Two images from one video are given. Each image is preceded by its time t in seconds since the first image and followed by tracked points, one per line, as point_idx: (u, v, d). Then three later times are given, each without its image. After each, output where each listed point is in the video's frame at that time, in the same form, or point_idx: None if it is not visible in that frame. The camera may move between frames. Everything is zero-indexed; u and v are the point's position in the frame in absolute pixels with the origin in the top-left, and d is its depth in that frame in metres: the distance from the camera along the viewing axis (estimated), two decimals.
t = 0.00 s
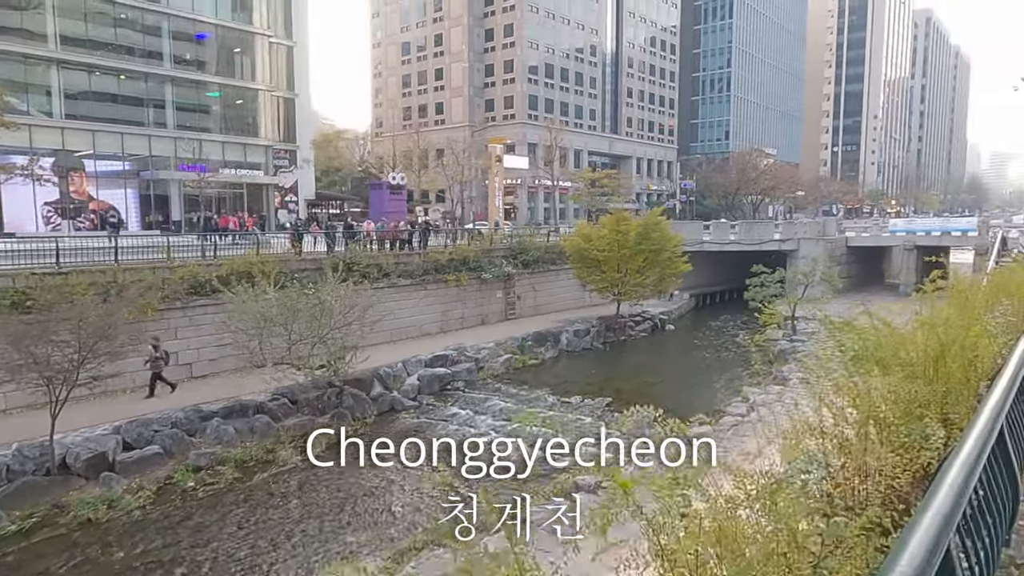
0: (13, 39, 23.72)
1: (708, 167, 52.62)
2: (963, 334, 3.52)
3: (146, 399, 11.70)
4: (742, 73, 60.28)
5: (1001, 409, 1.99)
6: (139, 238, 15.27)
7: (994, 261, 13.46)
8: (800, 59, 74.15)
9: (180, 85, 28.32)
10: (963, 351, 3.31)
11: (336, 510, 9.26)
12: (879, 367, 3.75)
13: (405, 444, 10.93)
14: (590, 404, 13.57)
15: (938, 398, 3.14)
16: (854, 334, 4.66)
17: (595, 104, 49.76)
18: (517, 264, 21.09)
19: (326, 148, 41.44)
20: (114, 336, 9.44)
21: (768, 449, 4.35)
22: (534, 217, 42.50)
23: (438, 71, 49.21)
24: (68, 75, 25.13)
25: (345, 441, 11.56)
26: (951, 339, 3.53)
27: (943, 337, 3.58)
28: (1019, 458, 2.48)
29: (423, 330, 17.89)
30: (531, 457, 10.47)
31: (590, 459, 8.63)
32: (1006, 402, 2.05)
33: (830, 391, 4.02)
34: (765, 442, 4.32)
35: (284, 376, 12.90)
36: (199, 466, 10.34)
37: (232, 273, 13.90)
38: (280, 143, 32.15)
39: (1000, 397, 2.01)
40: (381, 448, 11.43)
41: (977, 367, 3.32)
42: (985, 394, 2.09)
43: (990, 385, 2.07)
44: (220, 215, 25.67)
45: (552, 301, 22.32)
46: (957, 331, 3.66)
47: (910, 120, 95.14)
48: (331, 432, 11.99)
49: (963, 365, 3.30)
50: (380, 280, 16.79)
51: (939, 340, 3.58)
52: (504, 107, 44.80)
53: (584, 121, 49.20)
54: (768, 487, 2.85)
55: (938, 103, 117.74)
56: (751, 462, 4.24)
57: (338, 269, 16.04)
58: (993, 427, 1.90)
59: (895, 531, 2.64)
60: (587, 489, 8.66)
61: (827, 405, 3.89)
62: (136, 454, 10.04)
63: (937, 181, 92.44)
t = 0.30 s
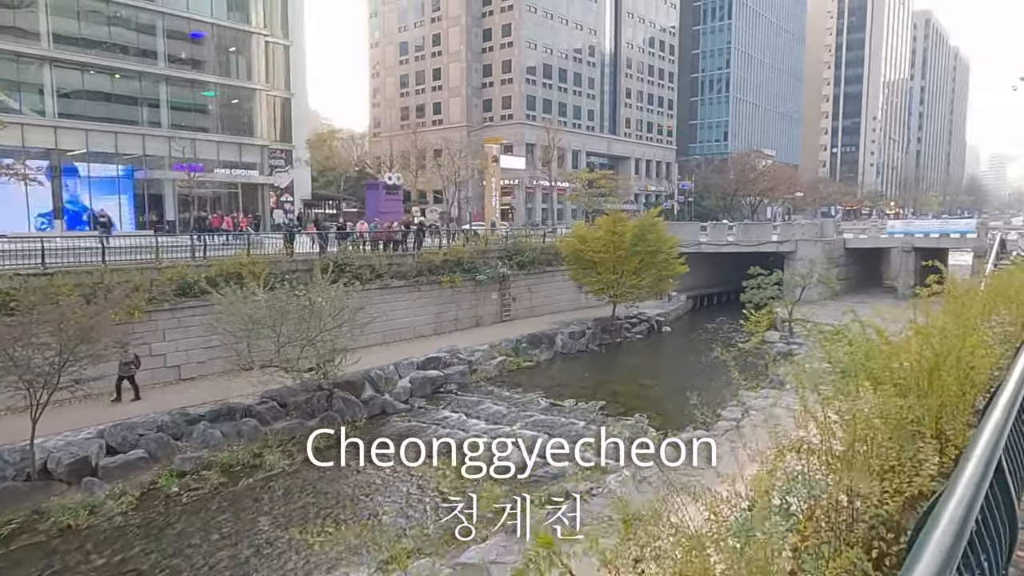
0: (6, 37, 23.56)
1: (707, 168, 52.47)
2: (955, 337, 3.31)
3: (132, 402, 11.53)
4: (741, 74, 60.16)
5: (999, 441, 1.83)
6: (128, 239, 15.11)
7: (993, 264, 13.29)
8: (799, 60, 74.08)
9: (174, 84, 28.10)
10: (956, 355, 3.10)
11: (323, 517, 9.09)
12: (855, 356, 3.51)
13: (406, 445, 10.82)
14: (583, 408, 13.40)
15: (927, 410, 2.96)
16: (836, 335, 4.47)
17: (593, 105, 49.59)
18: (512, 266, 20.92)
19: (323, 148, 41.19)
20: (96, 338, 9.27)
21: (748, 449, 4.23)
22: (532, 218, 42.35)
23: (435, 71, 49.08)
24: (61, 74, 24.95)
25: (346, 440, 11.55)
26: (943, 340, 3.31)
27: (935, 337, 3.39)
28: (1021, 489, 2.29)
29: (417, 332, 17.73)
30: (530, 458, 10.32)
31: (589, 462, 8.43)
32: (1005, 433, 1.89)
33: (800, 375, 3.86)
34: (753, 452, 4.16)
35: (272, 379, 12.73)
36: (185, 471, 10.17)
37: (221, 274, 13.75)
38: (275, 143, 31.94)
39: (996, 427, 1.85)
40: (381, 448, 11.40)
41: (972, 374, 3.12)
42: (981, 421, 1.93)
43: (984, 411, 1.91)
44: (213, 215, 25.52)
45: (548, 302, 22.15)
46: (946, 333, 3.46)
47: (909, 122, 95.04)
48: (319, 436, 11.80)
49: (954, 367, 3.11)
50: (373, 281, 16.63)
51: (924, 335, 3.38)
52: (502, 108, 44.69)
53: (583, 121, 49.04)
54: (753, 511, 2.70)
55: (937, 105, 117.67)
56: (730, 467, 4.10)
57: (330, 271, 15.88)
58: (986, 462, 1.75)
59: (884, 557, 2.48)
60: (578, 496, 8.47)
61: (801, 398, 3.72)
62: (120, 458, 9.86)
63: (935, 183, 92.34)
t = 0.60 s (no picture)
0: None
1: (702, 165, 52.35)
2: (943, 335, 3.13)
3: (114, 404, 11.35)
4: (736, 70, 59.98)
5: (985, 456, 1.66)
6: (114, 237, 14.90)
7: (985, 261, 13.22)
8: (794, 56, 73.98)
9: (163, 81, 27.78)
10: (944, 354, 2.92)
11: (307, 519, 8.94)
12: (837, 355, 3.33)
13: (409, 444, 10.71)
14: (574, 408, 13.27)
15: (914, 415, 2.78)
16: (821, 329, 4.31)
17: (588, 101, 49.38)
18: (504, 263, 20.75)
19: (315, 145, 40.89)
20: (73, 340, 9.07)
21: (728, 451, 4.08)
22: (527, 215, 42.18)
23: (429, 67, 48.78)
24: (48, 71, 24.62)
25: (345, 440, 11.44)
26: (930, 339, 3.14)
27: (922, 336, 3.21)
28: (1012, 505, 2.11)
29: (407, 331, 17.55)
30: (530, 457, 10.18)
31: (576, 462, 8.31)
32: (992, 447, 1.72)
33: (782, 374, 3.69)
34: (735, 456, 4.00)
35: (258, 379, 12.57)
36: (167, 473, 10.01)
37: (207, 272, 13.56)
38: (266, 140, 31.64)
39: (984, 441, 1.69)
40: (381, 448, 11.29)
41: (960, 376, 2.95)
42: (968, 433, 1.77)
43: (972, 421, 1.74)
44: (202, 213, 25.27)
45: (541, 300, 22.00)
46: (935, 331, 3.28)
47: (904, 117, 95.04)
48: (306, 437, 11.65)
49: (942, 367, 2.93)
50: (362, 279, 16.44)
51: (911, 332, 3.20)
52: (496, 104, 44.49)
53: (577, 118, 48.84)
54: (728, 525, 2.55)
55: (933, 101, 117.73)
56: (708, 469, 3.94)
57: (319, 270, 15.70)
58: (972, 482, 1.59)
59: None
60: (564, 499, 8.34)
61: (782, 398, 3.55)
62: (101, 461, 9.69)
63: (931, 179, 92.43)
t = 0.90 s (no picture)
0: None
1: (695, 159, 52.25)
2: (925, 337, 2.97)
3: (93, 402, 11.18)
4: (729, 64, 59.84)
5: (964, 472, 1.50)
6: (96, 233, 14.68)
7: (975, 256, 13.14)
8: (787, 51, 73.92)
9: (149, 74, 27.48)
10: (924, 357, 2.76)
11: (287, 521, 8.77)
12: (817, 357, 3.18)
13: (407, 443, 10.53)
14: (562, 405, 13.14)
15: (894, 422, 2.62)
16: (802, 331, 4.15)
17: (581, 95, 49.16)
18: (494, 258, 20.58)
19: (305, 139, 40.56)
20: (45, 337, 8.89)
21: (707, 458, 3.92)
22: (519, 210, 41.94)
23: (421, 61, 48.42)
24: (31, 63, 24.30)
25: (345, 441, 11.30)
26: (912, 340, 2.98)
27: (904, 338, 3.05)
28: (990, 520, 1.97)
29: (395, 327, 17.37)
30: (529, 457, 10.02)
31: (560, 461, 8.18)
32: (970, 459, 1.58)
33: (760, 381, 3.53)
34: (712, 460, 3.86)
35: (240, 377, 12.36)
36: (145, 473, 9.82)
37: (189, 268, 13.37)
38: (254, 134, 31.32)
39: (962, 455, 1.53)
40: (380, 448, 11.11)
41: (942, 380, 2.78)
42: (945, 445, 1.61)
43: (949, 434, 1.58)
44: (187, 208, 24.95)
45: (531, 296, 21.83)
46: (917, 332, 3.12)
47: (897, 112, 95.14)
48: (289, 436, 11.46)
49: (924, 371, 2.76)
50: (349, 275, 16.26)
51: (892, 335, 3.04)
52: (488, 98, 44.20)
53: (570, 112, 48.59)
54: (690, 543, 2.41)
55: (925, 96, 117.90)
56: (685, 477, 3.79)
57: (304, 265, 15.51)
58: (948, 501, 1.43)
59: None
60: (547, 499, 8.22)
61: (759, 407, 3.39)
62: (77, 461, 9.49)
63: (923, 174, 92.61)
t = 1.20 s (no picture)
0: None
1: (685, 148, 52.12)
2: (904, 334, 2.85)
3: (68, 397, 10.96)
4: (719, 53, 59.61)
5: (941, 483, 1.37)
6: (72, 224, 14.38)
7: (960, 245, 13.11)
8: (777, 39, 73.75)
9: (129, 61, 26.98)
10: (906, 353, 2.62)
11: (266, 519, 8.64)
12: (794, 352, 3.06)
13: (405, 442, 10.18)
14: (547, 397, 13.03)
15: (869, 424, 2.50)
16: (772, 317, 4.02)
17: (570, 84, 48.80)
18: (481, 248, 20.40)
19: (291, 128, 40.08)
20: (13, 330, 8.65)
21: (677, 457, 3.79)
22: (508, 199, 41.71)
23: (408, 49, 47.85)
24: (6, 49, 23.74)
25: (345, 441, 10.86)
26: (891, 336, 2.85)
27: (881, 334, 2.92)
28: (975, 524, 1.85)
29: (380, 318, 17.19)
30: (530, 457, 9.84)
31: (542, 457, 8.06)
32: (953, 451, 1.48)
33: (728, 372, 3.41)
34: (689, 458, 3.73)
35: (220, 370, 12.16)
36: (121, 470, 9.62)
37: (167, 260, 13.14)
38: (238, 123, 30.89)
39: (939, 461, 1.40)
40: (380, 448, 10.66)
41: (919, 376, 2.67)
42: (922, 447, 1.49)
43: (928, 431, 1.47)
44: (168, 199, 24.54)
45: (518, 286, 21.68)
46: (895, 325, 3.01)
47: (885, 101, 95.33)
48: (270, 430, 11.29)
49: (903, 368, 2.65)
50: (333, 266, 16.06)
51: (871, 329, 2.91)
52: (476, 87, 43.79)
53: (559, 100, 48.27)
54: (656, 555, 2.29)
55: (914, 85, 118.17)
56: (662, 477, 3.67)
57: (288, 256, 15.32)
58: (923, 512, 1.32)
59: None
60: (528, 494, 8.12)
61: (730, 409, 3.28)
62: (50, 458, 9.28)
63: (911, 162, 92.98)
